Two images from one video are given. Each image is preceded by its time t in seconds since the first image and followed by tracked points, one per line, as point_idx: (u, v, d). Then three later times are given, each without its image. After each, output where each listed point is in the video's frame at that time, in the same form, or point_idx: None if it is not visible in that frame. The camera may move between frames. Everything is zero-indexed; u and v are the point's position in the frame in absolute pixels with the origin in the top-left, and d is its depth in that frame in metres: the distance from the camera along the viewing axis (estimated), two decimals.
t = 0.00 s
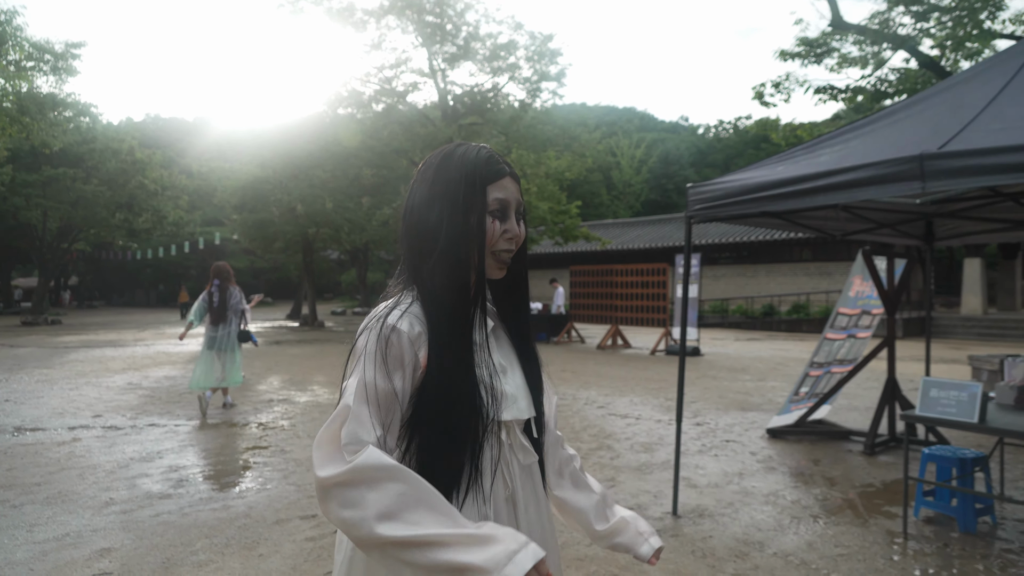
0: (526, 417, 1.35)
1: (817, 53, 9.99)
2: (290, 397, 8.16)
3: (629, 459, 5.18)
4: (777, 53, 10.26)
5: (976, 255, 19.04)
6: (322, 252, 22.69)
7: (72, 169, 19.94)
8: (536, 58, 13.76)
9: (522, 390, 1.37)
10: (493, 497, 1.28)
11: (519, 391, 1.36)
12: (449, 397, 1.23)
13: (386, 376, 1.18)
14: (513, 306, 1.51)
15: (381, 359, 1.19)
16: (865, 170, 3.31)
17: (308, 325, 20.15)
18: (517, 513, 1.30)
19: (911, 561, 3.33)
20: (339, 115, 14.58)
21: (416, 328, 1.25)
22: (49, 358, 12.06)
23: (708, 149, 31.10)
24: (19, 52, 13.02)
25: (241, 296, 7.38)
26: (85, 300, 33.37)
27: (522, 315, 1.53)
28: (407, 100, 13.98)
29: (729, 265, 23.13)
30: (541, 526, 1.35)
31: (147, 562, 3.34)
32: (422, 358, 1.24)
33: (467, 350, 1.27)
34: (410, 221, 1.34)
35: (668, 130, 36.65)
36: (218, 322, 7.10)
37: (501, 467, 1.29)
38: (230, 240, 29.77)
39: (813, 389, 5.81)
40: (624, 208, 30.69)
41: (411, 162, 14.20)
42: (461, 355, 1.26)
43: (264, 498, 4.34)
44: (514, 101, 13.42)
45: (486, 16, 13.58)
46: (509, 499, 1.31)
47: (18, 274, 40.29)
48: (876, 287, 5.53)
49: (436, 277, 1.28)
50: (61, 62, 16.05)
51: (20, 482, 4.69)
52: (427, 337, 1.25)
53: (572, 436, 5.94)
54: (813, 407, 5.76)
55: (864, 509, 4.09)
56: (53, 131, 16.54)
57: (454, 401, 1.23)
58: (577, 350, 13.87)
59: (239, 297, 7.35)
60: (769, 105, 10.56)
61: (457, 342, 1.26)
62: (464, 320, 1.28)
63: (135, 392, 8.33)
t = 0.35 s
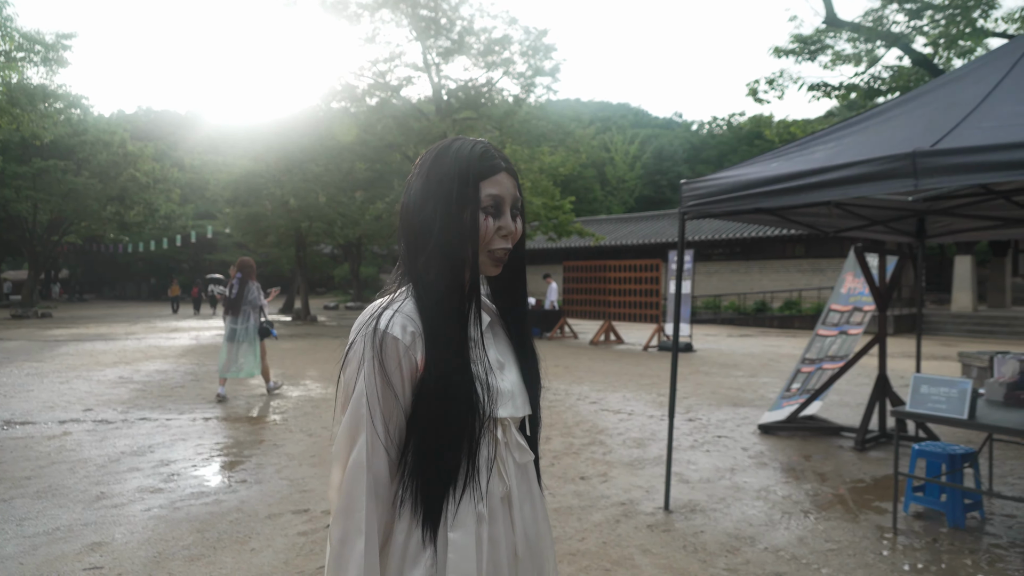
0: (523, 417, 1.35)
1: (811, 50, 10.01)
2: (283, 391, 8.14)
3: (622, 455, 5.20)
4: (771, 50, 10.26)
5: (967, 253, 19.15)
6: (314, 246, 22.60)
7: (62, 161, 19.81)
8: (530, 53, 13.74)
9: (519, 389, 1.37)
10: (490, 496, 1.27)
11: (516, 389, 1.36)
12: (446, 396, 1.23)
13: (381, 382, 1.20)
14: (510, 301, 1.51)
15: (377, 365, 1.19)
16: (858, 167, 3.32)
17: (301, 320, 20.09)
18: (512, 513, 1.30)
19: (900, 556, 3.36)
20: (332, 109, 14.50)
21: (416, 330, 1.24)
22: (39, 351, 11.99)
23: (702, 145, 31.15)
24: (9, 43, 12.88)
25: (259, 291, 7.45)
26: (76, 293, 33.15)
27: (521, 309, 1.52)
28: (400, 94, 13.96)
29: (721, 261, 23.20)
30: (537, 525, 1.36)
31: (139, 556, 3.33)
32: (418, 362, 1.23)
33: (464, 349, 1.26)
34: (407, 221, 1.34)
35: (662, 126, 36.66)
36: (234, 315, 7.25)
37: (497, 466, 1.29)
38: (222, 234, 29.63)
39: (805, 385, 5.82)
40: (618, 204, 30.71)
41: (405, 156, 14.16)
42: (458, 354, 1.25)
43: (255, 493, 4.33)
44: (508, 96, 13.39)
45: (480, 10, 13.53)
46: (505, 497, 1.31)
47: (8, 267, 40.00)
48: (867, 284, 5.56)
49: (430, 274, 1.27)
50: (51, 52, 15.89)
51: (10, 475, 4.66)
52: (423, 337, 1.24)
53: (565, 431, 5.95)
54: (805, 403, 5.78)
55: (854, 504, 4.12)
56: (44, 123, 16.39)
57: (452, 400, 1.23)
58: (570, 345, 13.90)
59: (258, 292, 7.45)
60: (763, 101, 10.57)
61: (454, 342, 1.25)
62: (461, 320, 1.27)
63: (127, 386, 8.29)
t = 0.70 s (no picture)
0: (509, 416, 1.32)
1: (805, 47, 10.02)
2: (276, 388, 8.11)
3: (616, 451, 5.20)
4: (765, 47, 10.27)
5: (960, 250, 19.24)
6: (308, 243, 22.55)
7: (55, 157, 19.68)
8: (525, 50, 13.70)
9: (505, 386, 1.35)
10: (469, 495, 1.26)
11: (503, 387, 1.34)
12: (419, 392, 1.23)
13: (354, 378, 1.20)
14: (504, 298, 1.49)
15: (351, 361, 1.20)
16: (850, 164, 3.33)
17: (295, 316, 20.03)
18: (494, 514, 1.27)
19: (894, 551, 3.37)
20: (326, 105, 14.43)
21: (393, 325, 1.25)
22: (31, 348, 11.92)
23: (696, 142, 31.20)
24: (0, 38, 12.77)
25: (288, 285, 7.89)
26: (69, 290, 32.96)
27: (516, 305, 1.50)
28: (395, 90, 13.97)
29: (716, 258, 23.25)
30: (523, 530, 1.33)
31: (132, 552, 3.32)
32: (393, 358, 1.24)
33: (441, 345, 1.25)
34: (394, 214, 1.35)
35: (657, 123, 36.67)
36: (264, 305, 7.67)
37: (476, 465, 1.27)
38: (216, 230, 29.52)
39: (799, 381, 5.79)
40: (613, 200, 30.72)
41: (399, 153, 14.11)
42: (435, 350, 1.25)
43: (249, 490, 4.32)
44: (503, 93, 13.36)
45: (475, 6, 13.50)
46: (487, 498, 1.28)
47: None
48: (861, 281, 5.56)
49: (411, 267, 1.29)
50: (43, 48, 15.72)
51: (3, 472, 4.64)
52: (400, 331, 1.25)
53: (559, 428, 5.96)
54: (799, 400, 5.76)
55: (847, 500, 4.13)
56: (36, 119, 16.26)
57: (425, 397, 1.23)
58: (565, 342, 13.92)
59: (282, 285, 7.79)
60: (757, 98, 10.59)
61: (431, 336, 1.25)
62: (439, 316, 1.27)
63: (120, 383, 8.25)
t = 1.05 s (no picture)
0: (506, 422, 1.31)
1: (814, 49, 9.98)
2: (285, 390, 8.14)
3: (625, 455, 5.19)
4: (775, 49, 10.24)
5: (971, 252, 19.10)
6: (317, 246, 22.65)
7: (67, 161, 19.85)
8: (533, 53, 13.72)
9: (502, 392, 1.34)
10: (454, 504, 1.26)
11: (500, 392, 1.33)
12: (402, 399, 1.25)
13: (342, 384, 1.24)
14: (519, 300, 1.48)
15: (338, 368, 1.24)
16: (859, 167, 3.31)
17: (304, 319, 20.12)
18: (486, 524, 1.26)
19: (905, 557, 3.34)
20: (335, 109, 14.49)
21: (381, 332, 1.28)
22: (43, 350, 12.02)
23: (705, 145, 31.12)
24: (14, 43, 12.91)
25: (321, 289, 7.99)
26: (80, 292, 33.22)
27: (528, 309, 1.49)
28: (403, 94, 14.18)
29: (725, 260, 23.18)
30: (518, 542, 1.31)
31: (142, 555, 3.33)
32: (379, 365, 1.27)
33: (427, 348, 1.27)
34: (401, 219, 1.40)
35: (665, 125, 36.64)
36: (300, 310, 7.78)
37: (464, 474, 1.27)
38: (226, 233, 29.71)
39: (809, 385, 5.78)
40: (621, 203, 30.69)
41: (407, 156, 14.16)
42: (421, 353, 1.27)
43: (258, 492, 4.33)
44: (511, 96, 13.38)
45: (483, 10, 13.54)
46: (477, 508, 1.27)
47: (12, 266, 40.07)
48: (871, 284, 5.53)
49: (405, 271, 1.32)
50: (56, 53, 15.80)
51: (15, 474, 4.67)
52: (387, 335, 1.28)
53: (568, 431, 5.95)
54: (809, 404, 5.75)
55: (858, 506, 4.10)
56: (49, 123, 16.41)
57: (408, 401, 1.25)
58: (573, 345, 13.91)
59: (316, 287, 7.98)
60: (766, 101, 10.56)
61: (416, 338, 1.27)
62: (428, 318, 1.29)
63: (131, 385, 8.30)
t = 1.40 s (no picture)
0: (497, 422, 1.31)
1: (820, 51, 9.96)
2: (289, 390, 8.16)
3: (628, 456, 5.19)
4: (780, 51, 10.23)
5: (976, 255, 19.04)
6: (321, 245, 22.68)
7: (71, 160, 19.89)
8: (538, 53, 13.73)
9: (497, 390, 1.34)
10: (439, 502, 1.28)
11: (494, 390, 1.33)
12: (389, 395, 1.30)
13: (335, 379, 1.33)
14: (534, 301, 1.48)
15: (333, 364, 1.33)
16: (864, 169, 3.31)
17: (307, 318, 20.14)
18: (472, 522, 1.27)
19: (909, 559, 3.33)
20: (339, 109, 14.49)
21: (375, 329, 1.36)
22: (48, 349, 12.06)
23: (709, 146, 31.10)
24: (19, 42, 12.93)
25: (348, 292, 7.96)
26: (84, 292, 33.31)
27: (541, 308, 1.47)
28: (407, 94, 14.19)
29: (729, 262, 23.15)
30: (508, 547, 1.30)
31: (146, 553, 3.34)
32: (371, 361, 1.34)
33: (417, 344, 1.32)
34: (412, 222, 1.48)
35: (669, 126, 36.62)
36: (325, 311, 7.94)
37: (449, 472, 1.29)
38: (230, 232, 29.77)
39: (811, 387, 5.79)
40: (625, 204, 30.66)
41: (411, 156, 14.17)
42: (411, 348, 1.31)
43: (262, 491, 4.34)
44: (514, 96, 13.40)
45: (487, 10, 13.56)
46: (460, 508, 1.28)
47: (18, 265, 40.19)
48: (876, 286, 5.51)
49: (407, 271, 1.39)
50: (62, 52, 15.82)
51: (19, 472, 4.69)
52: (379, 333, 1.35)
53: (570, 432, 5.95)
54: (812, 406, 5.79)
55: (862, 508, 4.09)
56: (54, 122, 16.42)
57: (394, 397, 1.30)
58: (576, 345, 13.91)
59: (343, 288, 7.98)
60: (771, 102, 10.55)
61: (405, 334, 1.33)
62: (421, 315, 1.35)
63: (135, 384, 8.33)
